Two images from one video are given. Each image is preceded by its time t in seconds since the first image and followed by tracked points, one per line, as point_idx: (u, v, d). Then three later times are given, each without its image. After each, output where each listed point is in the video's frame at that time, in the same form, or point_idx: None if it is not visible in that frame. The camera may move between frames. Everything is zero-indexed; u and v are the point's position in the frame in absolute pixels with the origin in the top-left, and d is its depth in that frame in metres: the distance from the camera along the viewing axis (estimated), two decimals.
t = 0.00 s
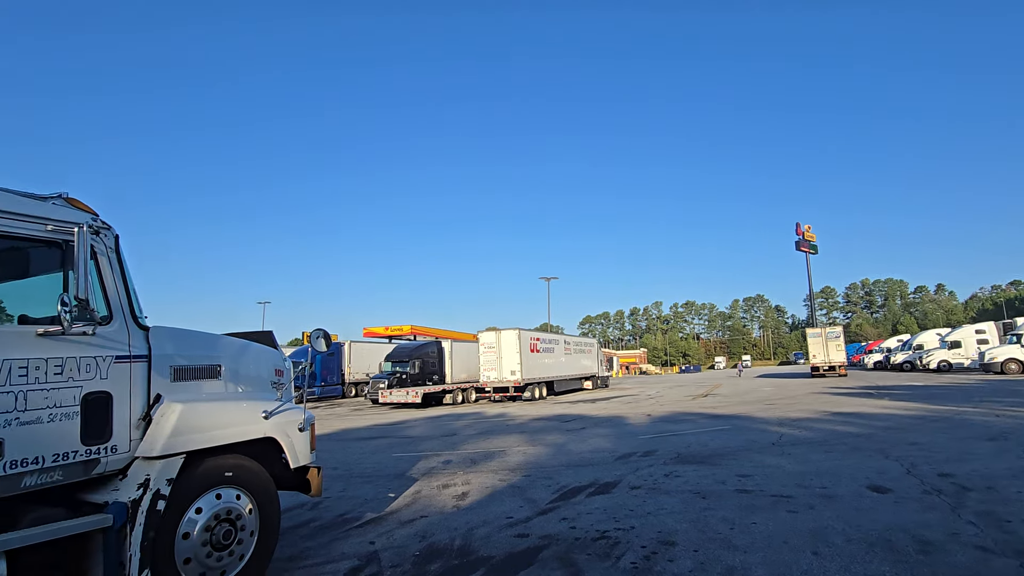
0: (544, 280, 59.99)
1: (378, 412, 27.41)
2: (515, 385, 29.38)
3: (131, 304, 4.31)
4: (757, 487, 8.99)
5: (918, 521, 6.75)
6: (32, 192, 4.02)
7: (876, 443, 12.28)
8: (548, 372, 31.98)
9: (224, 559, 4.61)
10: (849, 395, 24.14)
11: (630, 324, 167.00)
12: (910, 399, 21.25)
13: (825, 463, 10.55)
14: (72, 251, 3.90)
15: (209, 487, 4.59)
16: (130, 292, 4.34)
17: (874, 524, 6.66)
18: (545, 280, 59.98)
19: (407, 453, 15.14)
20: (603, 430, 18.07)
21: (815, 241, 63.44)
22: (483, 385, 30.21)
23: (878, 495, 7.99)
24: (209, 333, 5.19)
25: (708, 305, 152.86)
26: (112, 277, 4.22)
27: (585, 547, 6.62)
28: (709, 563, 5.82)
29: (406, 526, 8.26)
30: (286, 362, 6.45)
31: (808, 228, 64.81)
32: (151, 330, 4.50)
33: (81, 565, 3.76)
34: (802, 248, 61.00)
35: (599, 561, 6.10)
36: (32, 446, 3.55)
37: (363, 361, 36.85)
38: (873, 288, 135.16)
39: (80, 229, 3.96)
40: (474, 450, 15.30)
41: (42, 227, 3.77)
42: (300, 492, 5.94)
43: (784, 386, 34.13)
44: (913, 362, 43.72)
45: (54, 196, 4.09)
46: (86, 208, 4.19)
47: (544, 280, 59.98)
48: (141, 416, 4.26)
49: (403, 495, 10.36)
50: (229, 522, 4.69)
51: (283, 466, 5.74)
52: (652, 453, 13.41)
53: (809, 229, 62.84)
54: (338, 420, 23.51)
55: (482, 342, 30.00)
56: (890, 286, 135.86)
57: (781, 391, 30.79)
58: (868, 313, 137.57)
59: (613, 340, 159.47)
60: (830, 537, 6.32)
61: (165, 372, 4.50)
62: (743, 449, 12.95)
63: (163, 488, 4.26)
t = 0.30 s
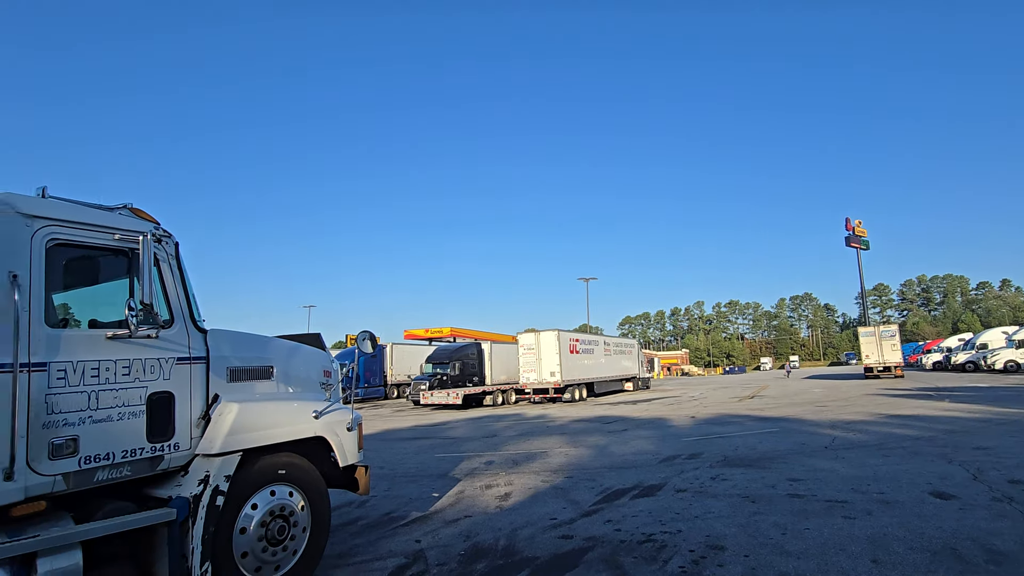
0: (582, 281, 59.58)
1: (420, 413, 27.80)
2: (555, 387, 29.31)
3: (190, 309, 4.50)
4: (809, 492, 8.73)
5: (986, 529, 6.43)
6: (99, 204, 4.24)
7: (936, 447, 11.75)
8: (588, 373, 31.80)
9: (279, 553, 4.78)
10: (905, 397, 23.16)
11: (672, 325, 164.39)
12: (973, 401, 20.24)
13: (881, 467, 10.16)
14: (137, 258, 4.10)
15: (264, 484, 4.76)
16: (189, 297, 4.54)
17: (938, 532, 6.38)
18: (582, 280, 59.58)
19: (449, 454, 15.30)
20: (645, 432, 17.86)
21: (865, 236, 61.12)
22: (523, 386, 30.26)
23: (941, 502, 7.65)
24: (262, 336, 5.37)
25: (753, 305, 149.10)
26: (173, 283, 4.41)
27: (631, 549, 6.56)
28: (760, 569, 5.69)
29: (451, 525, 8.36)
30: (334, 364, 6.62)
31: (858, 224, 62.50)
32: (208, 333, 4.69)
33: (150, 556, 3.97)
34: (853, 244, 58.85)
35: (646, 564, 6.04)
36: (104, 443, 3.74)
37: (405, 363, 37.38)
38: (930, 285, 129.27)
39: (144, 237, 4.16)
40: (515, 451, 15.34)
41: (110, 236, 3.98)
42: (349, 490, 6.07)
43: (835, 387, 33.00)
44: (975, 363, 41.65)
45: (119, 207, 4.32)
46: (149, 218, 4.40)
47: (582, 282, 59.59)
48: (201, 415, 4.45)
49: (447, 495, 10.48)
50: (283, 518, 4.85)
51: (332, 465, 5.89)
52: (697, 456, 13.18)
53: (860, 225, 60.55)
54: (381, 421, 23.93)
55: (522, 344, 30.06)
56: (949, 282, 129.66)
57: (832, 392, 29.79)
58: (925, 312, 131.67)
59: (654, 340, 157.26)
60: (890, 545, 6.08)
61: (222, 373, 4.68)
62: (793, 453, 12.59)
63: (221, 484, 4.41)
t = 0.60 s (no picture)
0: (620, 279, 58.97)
1: (460, 412, 28.05)
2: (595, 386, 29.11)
3: (245, 313, 4.67)
4: (866, 495, 8.43)
5: None
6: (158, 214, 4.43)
7: (1003, 449, 11.17)
8: (629, 373, 31.48)
9: (331, 549, 4.90)
10: (965, 397, 22.10)
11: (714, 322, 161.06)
12: None
13: (943, 470, 9.73)
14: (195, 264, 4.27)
15: (316, 481, 4.89)
16: (244, 301, 4.71)
17: (1009, 540, 6.07)
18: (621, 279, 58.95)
19: (491, 453, 15.39)
20: (689, 432, 17.56)
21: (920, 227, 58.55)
22: (562, 386, 30.18)
23: (1012, 507, 7.27)
24: (311, 337, 5.53)
25: (800, 301, 144.69)
26: (229, 288, 4.58)
27: (679, 552, 6.47)
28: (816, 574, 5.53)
29: (495, 524, 8.41)
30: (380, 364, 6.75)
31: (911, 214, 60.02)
32: (262, 335, 4.85)
33: (211, 550, 4.15)
34: (906, 236, 56.48)
35: (695, 567, 5.95)
36: (168, 441, 3.91)
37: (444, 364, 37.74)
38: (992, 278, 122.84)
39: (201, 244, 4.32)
40: (557, 451, 15.31)
41: (170, 244, 4.15)
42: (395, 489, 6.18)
43: (889, 386, 31.73)
44: None
45: (177, 216, 4.50)
46: (206, 226, 4.58)
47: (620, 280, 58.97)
48: (256, 414, 4.60)
49: (490, 494, 10.55)
50: (335, 515, 4.98)
51: (379, 463, 6.01)
52: (745, 457, 12.88)
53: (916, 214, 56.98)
54: (423, 421, 24.24)
55: (561, 343, 29.99)
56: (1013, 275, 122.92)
57: (886, 391, 28.66)
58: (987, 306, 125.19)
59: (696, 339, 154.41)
60: (957, 552, 5.82)
61: (274, 374, 4.84)
62: (846, 454, 12.17)
63: (276, 482, 4.57)
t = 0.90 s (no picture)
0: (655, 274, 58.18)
1: (496, 410, 28.18)
2: (632, 383, 28.85)
3: (294, 315, 4.81)
4: (922, 495, 8.14)
5: None
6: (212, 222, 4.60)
7: None
8: (666, 369, 31.09)
9: (380, 545, 5.02)
10: None
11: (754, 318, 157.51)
12: None
13: (1003, 469, 9.33)
14: (248, 269, 4.42)
15: (365, 479, 5.01)
16: (293, 304, 4.85)
17: None
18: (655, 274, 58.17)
19: (529, 451, 15.43)
20: (730, 430, 17.25)
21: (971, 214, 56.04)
22: (598, 383, 30.01)
23: None
24: (356, 338, 5.66)
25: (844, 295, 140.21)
26: (280, 292, 4.72)
27: (725, 552, 6.39)
28: None
29: (537, 522, 8.45)
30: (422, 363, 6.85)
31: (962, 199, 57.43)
32: (310, 337, 5.00)
33: (268, 544, 4.33)
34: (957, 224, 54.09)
35: (743, 567, 5.87)
36: (226, 440, 4.06)
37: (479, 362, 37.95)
38: None
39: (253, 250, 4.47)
40: (595, 448, 15.26)
41: (224, 250, 4.30)
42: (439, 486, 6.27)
43: (940, 381, 30.50)
44: None
45: (229, 223, 4.67)
46: (256, 233, 4.73)
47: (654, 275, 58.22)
48: (307, 414, 4.75)
49: (531, 492, 10.60)
50: (383, 512, 5.09)
51: (424, 461, 6.11)
52: (790, 455, 12.59)
53: (967, 198, 54.25)
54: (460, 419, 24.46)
55: (596, 340, 29.84)
56: None
57: (938, 387, 27.57)
58: None
59: (735, 334, 151.32)
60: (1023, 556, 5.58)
61: (323, 374, 4.98)
62: (897, 453, 11.77)
63: (328, 479, 4.70)
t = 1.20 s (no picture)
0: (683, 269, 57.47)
1: (526, 408, 28.23)
2: (661, 380, 28.58)
3: (336, 316, 4.92)
4: (971, 495, 7.90)
5: None
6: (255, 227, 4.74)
7: None
8: (696, 366, 30.73)
9: (422, 541, 5.11)
10: None
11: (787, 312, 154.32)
12: None
13: None
14: (291, 273, 4.54)
15: (406, 477, 5.10)
16: (334, 306, 4.96)
17: None
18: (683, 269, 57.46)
19: (560, 449, 15.43)
20: (765, 427, 16.97)
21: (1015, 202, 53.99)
22: (628, 380, 29.82)
23: None
24: (394, 338, 5.75)
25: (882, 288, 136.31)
26: (321, 294, 4.83)
27: (767, 551, 6.31)
28: None
29: (573, 520, 8.47)
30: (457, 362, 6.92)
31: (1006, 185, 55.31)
32: (351, 337, 5.10)
33: (314, 539, 4.42)
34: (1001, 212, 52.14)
35: (786, 566, 5.80)
36: (275, 439, 4.19)
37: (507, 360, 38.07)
38: None
39: (296, 254, 4.59)
40: (627, 446, 15.17)
41: (269, 254, 4.43)
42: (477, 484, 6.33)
43: (985, 376, 29.46)
44: None
45: (271, 227, 4.80)
46: (297, 237, 4.85)
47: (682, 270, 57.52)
48: (349, 413, 4.86)
49: (565, 490, 10.60)
50: (424, 509, 5.18)
51: (462, 459, 6.18)
52: (828, 453, 12.34)
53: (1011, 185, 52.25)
54: (490, 416, 24.58)
55: (624, 337, 29.66)
56: None
57: (982, 381, 26.66)
58: None
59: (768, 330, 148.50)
60: None
61: (363, 374, 5.08)
62: (942, 450, 11.44)
63: (371, 477, 4.79)
